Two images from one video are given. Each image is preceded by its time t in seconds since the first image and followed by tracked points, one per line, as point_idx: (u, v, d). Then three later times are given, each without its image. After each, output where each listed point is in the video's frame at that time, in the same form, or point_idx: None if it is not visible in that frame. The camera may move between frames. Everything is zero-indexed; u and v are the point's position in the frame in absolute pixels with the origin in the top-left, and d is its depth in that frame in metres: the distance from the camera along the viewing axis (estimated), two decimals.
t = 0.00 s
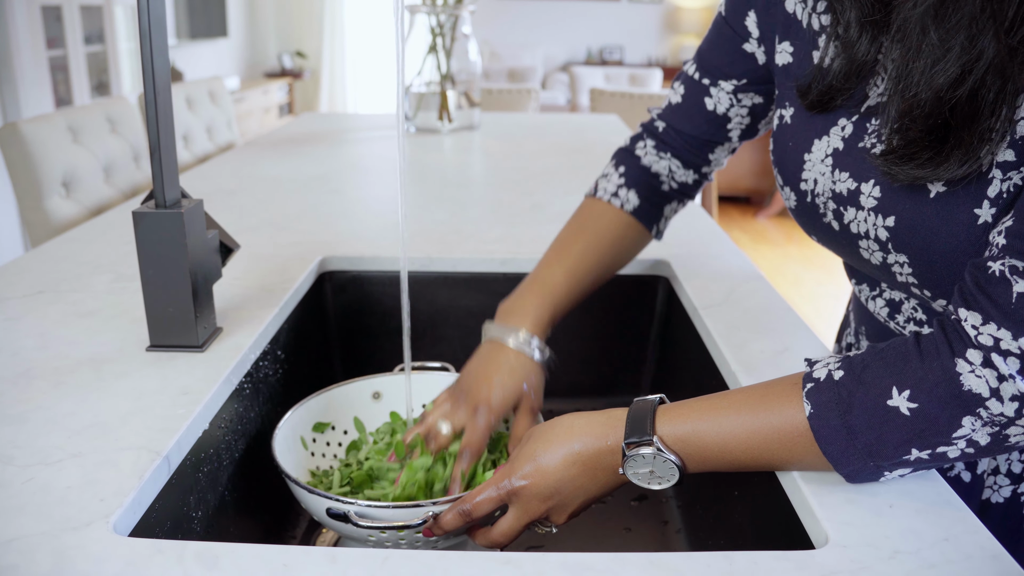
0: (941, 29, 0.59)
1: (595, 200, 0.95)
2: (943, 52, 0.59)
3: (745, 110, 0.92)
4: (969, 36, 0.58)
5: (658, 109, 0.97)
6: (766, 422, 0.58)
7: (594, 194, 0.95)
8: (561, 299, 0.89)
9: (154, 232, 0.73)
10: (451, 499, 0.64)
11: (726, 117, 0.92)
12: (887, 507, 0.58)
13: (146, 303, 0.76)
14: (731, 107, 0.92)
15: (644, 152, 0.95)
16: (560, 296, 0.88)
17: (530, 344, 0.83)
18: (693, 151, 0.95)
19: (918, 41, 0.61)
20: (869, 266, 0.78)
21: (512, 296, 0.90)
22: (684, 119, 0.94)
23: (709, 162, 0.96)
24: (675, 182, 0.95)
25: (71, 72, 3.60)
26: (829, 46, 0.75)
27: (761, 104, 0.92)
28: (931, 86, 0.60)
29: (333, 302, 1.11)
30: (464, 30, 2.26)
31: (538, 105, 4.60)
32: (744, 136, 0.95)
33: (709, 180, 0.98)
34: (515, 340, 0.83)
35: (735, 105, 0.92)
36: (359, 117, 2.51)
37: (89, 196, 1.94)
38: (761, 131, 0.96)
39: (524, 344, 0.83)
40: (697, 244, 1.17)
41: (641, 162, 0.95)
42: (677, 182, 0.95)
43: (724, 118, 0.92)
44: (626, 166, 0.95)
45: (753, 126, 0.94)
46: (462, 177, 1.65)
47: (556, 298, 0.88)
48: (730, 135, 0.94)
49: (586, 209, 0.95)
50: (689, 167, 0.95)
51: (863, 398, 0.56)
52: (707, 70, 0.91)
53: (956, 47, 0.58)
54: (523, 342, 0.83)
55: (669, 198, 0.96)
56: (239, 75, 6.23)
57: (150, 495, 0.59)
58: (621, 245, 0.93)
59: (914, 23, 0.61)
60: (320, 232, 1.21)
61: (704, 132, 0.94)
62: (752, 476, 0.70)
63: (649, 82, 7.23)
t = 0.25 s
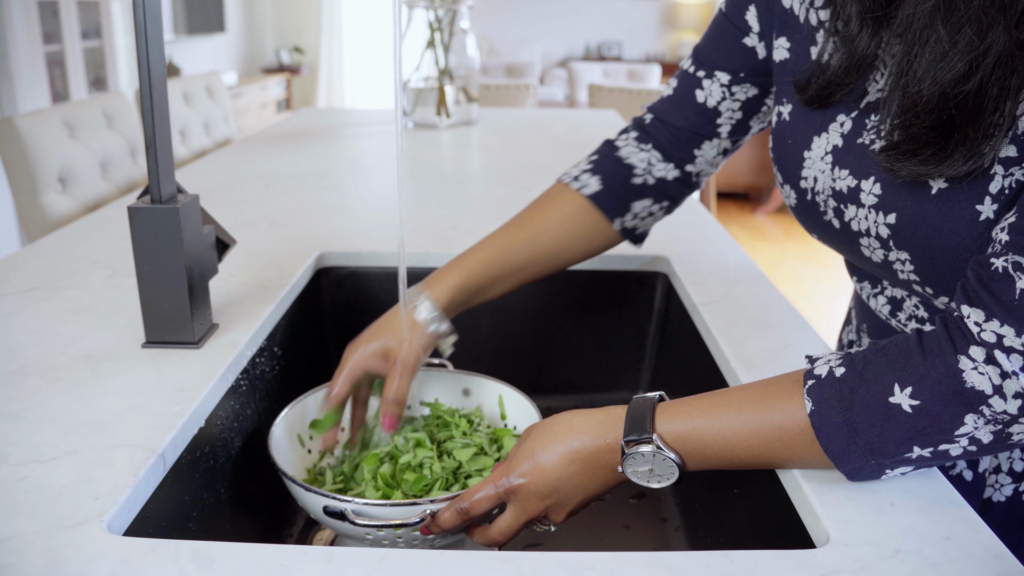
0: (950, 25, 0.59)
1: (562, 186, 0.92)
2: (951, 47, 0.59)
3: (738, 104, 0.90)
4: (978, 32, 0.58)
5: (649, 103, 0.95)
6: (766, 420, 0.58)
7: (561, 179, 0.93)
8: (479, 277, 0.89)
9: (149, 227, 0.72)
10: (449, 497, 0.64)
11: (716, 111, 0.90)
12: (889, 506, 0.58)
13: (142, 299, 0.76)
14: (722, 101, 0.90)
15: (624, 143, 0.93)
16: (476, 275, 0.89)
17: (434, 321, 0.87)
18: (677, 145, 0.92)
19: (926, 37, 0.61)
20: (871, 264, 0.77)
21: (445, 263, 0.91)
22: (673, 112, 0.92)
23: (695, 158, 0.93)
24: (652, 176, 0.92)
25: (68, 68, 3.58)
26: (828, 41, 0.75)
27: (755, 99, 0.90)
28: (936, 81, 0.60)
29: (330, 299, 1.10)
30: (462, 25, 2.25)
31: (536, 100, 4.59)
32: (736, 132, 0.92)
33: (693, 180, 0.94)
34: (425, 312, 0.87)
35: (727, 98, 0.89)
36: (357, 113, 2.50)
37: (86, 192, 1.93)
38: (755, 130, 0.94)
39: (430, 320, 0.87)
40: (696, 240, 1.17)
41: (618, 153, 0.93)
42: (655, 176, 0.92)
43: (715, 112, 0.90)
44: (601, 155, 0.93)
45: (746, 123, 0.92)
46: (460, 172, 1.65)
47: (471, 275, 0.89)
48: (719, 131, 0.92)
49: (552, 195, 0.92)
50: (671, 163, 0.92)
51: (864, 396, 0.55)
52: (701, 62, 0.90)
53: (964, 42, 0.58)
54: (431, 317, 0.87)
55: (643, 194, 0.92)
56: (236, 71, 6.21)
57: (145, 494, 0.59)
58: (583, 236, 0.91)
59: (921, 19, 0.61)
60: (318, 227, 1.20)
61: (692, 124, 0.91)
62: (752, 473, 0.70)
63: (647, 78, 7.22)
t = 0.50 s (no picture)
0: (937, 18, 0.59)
1: (559, 202, 0.89)
2: (939, 39, 0.59)
3: (734, 100, 0.90)
4: (964, 23, 0.58)
5: (637, 102, 0.93)
6: (765, 415, 0.58)
7: (558, 195, 0.89)
8: (518, 318, 0.84)
9: (144, 222, 0.72)
10: (445, 494, 0.63)
11: (712, 108, 0.90)
12: (888, 502, 0.58)
13: (137, 295, 0.75)
14: (718, 97, 0.89)
15: (616, 149, 0.91)
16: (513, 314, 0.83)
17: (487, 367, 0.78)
18: (674, 145, 0.91)
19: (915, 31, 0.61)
20: (869, 261, 0.77)
21: (465, 310, 0.85)
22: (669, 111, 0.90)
23: (690, 157, 0.93)
24: (648, 181, 0.91)
25: (63, 64, 3.57)
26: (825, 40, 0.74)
27: (750, 93, 0.90)
28: (928, 74, 0.60)
29: (326, 295, 1.10)
30: (459, 21, 2.25)
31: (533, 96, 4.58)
32: (730, 128, 0.93)
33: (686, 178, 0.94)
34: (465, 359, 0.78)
35: (723, 94, 0.89)
36: (354, 108, 2.49)
37: (81, 188, 1.92)
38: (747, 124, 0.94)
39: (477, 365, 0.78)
40: (693, 235, 1.16)
41: (610, 161, 0.91)
42: (651, 181, 0.91)
43: (711, 109, 0.90)
44: (594, 166, 0.90)
45: (739, 118, 0.92)
46: (456, 168, 1.64)
47: (510, 315, 0.83)
48: (715, 128, 0.91)
49: (551, 210, 0.89)
50: (667, 166, 0.92)
51: (863, 394, 0.55)
52: (697, 57, 0.89)
53: (953, 34, 0.58)
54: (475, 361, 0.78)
55: (641, 200, 0.91)
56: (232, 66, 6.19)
57: (139, 491, 0.58)
58: (586, 248, 0.88)
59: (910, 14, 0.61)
60: (314, 223, 1.19)
61: (688, 123, 0.90)
62: (750, 469, 0.69)
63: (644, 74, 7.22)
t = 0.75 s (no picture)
0: None
1: (559, 181, 0.91)
2: (947, 19, 0.58)
3: (730, 85, 0.90)
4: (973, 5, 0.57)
5: (637, 81, 0.93)
6: (764, 410, 0.57)
7: (558, 174, 0.91)
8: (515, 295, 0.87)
9: (139, 218, 0.72)
10: (444, 490, 0.63)
11: (709, 92, 0.90)
12: (887, 496, 0.58)
13: (132, 292, 0.75)
14: (715, 81, 0.89)
15: (615, 130, 0.91)
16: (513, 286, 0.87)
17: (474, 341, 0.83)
18: (672, 127, 0.91)
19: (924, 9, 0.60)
20: (864, 249, 0.77)
21: (466, 288, 0.88)
22: (667, 92, 0.90)
23: (687, 138, 0.93)
24: (647, 161, 0.92)
25: (58, 61, 3.56)
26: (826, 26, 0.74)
27: (746, 79, 0.90)
28: (931, 53, 0.59)
29: (323, 291, 1.09)
30: (455, 16, 2.24)
31: (530, 92, 4.57)
32: (726, 112, 0.93)
33: (683, 158, 0.95)
34: (463, 336, 0.83)
35: (720, 79, 0.89)
36: (350, 104, 2.48)
37: (77, 185, 1.91)
38: (743, 108, 0.94)
39: (467, 341, 0.83)
40: (691, 230, 1.16)
41: (610, 142, 0.91)
42: (650, 161, 0.92)
43: (708, 92, 0.90)
44: (595, 147, 0.91)
45: (735, 102, 0.92)
46: (453, 164, 1.64)
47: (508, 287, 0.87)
48: (712, 111, 0.91)
49: (550, 189, 0.91)
50: (665, 146, 0.93)
51: (862, 382, 0.55)
52: (694, 41, 0.88)
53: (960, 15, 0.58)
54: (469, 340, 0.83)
55: (639, 180, 0.93)
56: (228, 63, 6.17)
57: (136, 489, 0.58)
58: (585, 229, 0.91)
59: None
60: (310, 219, 1.19)
61: (686, 105, 0.90)
62: (750, 465, 0.69)
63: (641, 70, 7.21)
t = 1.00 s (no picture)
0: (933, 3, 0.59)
1: (540, 153, 0.93)
2: (933, 24, 0.59)
3: (722, 80, 0.90)
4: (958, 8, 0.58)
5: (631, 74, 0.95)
6: (759, 408, 0.57)
7: (540, 146, 0.94)
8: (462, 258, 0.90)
9: (134, 220, 0.71)
10: (440, 490, 0.63)
11: (699, 86, 0.90)
12: (885, 494, 0.58)
13: (128, 293, 0.75)
14: (707, 76, 0.90)
15: (603, 113, 0.93)
16: (462, 246, 0.89)
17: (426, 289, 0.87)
18: (658, 117, 0.92)
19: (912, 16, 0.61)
20: (861, 247, 0.77)
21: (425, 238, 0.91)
22: (656, 83, 0.91)
23: (674, 131, 0.94)
24: (630, 147, 0.93)
25: (54, 62, 3.55)
26: (822, 27, 0.74)
27: (741, 76, 0.90)
28: (921, 59, 0.60)
29: (319, 291, 1.09)
30: (451, 15, 2.24)
31: (526, 91, 4.57)
32: (718, 108, 0.93)
33: (670, 152, 0.95)
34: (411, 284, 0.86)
35: (712, 74, 0.89)
36: (347, 104, 2.48)
37: (72, 186, 1.91)
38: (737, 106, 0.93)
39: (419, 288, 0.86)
40: (688, 229, 1.16)
41: (595, 122, 0.93)
42: (632, 147, 0.93)
43: (698, 86, 0.90)
44: (579, 124, 0.93)
45: (728, 99, 0.92)
46: (449, 163, 1.64)
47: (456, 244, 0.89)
48: (702, 105, 0.92)
49: (530, 161, 0.93)
50: (651, 135, 0.93)
51: (859, 381, 0.55)
52: (688, 36, 0.89)
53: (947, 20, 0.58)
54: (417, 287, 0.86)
55: (621, 163, 0.94)
56: (224, 63, 6.16)
57: (131, 490, 0.58)
58: (560, 201, 0.92)
59: None
60: (306, 219, 1.19)
61: (675, 98, 0.91)
62: (747, 463, 0.69)
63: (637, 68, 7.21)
